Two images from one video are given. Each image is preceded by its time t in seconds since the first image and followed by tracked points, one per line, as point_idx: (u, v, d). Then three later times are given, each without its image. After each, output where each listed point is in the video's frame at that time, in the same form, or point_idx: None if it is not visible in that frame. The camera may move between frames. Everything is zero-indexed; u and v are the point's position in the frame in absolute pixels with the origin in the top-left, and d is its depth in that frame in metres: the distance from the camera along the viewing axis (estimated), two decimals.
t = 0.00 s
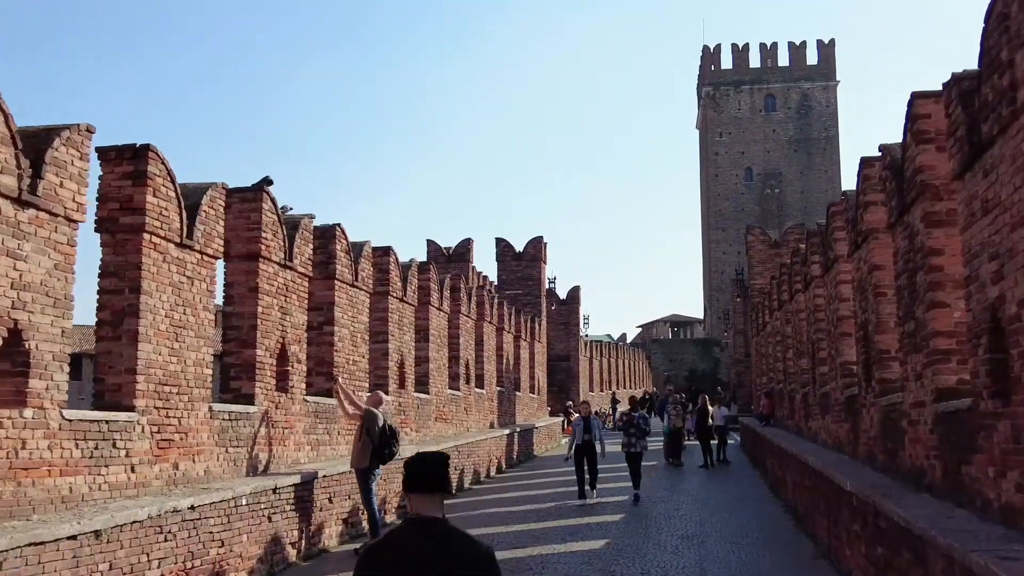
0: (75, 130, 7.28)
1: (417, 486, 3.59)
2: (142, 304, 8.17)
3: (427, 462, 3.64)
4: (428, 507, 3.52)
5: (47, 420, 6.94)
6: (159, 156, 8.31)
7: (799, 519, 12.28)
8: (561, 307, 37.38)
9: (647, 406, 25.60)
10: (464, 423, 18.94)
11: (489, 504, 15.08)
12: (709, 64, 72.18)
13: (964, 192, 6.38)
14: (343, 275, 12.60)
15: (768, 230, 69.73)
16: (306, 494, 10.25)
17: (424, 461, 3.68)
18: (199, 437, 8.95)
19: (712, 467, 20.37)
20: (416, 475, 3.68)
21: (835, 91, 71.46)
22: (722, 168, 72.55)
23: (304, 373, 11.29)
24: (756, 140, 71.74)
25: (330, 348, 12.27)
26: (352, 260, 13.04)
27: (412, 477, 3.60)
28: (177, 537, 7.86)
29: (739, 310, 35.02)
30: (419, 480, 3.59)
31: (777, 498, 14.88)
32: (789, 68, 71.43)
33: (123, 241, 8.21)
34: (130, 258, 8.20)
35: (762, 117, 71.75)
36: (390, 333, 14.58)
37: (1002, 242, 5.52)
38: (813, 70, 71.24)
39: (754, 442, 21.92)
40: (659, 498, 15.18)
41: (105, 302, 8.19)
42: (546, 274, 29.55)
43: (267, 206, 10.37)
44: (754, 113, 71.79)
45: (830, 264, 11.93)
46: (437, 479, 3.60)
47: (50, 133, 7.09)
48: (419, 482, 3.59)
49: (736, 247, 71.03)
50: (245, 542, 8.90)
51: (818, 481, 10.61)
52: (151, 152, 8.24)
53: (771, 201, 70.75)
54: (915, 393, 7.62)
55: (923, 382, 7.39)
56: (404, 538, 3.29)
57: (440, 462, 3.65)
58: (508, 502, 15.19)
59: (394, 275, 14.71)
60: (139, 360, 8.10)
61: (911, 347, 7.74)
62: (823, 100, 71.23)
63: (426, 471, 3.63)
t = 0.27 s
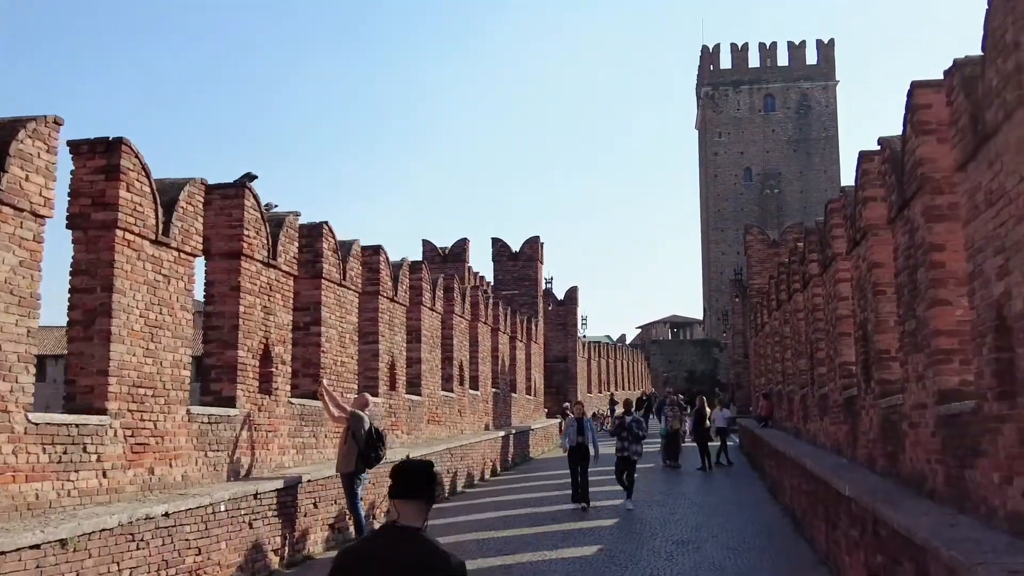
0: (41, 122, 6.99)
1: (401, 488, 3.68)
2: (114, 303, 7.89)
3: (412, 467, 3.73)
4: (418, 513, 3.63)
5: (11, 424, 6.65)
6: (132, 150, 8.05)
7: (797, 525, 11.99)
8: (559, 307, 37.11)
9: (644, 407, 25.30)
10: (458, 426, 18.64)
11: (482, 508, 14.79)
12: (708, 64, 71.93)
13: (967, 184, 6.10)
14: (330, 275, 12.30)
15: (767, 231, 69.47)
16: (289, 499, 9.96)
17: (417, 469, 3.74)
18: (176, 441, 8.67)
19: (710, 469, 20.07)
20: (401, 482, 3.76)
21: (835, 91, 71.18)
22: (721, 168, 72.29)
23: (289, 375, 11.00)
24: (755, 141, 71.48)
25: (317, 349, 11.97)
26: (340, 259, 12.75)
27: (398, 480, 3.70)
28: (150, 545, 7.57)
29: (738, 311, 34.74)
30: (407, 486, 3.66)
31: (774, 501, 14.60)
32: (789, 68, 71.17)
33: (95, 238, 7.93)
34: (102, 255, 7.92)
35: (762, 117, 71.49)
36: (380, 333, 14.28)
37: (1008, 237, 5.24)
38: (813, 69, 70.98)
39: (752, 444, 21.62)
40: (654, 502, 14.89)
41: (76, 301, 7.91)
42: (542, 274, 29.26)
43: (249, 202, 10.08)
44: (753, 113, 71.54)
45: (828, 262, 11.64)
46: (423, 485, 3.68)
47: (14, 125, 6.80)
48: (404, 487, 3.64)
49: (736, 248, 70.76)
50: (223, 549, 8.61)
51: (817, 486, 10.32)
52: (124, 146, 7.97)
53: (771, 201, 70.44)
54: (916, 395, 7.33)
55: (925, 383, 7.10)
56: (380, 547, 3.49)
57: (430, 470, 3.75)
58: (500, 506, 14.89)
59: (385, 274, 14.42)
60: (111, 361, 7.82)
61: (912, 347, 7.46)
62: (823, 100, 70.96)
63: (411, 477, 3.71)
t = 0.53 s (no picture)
0: (9, 110, 6.73)
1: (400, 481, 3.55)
2: (88, 299, 7.63)
3: (411, 462, 3.59)
4: (413, 512, 3.51)
5: None
6: (107, 141, 7.79)
7: (796, 527, 11.72)
8: (557, 307, 36.84)
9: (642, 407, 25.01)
10: (452, 426, 18.36)
11: (475, 510, 14.51)
12: (708, 63, 71.68)
13: (972, 173, 5.84)
14: (319, 271, 12.02)
15: (767, 230, 69.22)
16: (273, 501, 9.69)
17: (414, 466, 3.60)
18: (155, 441, 8.40)
19: (708, 470, 19.79)
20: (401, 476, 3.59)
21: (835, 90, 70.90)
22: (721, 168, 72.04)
23: (275, 374, 10.73)
24: (755, 140, 71.24)
25: (305, 347, 11.69)
26: (329, 256, 12.48)
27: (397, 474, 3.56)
28: (124, 548, 7.30)
29: (737, 310, 34.47)
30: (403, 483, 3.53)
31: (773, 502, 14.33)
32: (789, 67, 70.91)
33: (68, 232, 7.67)
34: (75, 249, 7.65)
35: (762, 117, 71.22)
36: (372, 332, 14.00)
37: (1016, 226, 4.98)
38: (813, 68, 70.72)
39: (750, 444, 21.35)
40: (650, 503, 14.62)
41: (49, 297, 7.64)
42: (540, 273, 28.98)
43: (232, 196, 9.81)
44: (753, 113, 71.29)
45: (828, 258, 11.37)
46: (420, 484, 3.56)
47: None
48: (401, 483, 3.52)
49: (735, 247, 70.48)
50: (203, 553, 8.34)
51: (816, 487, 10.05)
52: (99, 137, 7.71)
53: (771, 201, 70.15)
54: (918, 393, 7.06)
55: (927, 381, 6.83)
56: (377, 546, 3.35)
57: (429, 465, 3.61)
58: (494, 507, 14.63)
59: (376, 272, 14.14)
60: (84, 358, 7.56)
61: (914, 344, 7.18)
62: (823, 99, 70.68)
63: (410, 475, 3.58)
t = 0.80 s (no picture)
0: None
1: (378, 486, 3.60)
2: (60, 296, 7.33)
3: (385, 465, 3.66)
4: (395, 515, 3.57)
5: None
6: (80, 132, 7.50)
7: (796, 532, 11.43)
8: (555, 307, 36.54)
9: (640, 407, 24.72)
10: (447, 427, 18.06)
11: (468, 514, 14.21)
12: (708, 63, 71.37)
13: (981, 163, 5.54)
14: (308, 270, 11.71)
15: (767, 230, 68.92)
16: (256, 506, 9.39)
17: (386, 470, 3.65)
18: (131, 444, 8.11)
19: (707, 472, 19.48)
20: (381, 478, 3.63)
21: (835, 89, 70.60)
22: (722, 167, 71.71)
23: (261, 375, 10.43)
24: (755, 140, 70.93)
25: (292, 347, 11.38)
26: (319, 254, 12.16)
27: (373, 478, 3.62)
28: (96, 556, 7.01)
29: (737, 310, 34.18)
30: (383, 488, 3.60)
31: (773, 506, 14.02)
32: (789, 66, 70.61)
33: (39, 227, 7.38)
34: (47, 245, 7.36)
35: (762, 116, 70.92)
36: (363, 331, 13.69)
37: None
38: (813, 68, 70.42)
39: (750, 446, 21.05)
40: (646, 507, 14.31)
41: (19, 294, 7.35)
42: (538, 272, 28.68)
43: (214, 191, 9.51)
44: (754, 112, 70.99)
45: (830, 256, 11.07)
46: (397, 487, 3.61)
47: None
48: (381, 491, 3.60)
49: (735, 247, 70.19)
50: (181, 560, 8.05)
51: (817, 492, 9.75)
52: (71, 128, 7.42)
53: (771, 201, 69.84)
54: (923, 395, 6.77)
55: (933, 382, 6.53)
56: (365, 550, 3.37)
57: (405, 463, 3.67)
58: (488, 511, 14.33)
59: (368, 270, 13.83)
60: (55, 359, 7.26)
61: (920, 344, 6.89)
62: (823, 98, 70.37)
63: (387, 473, 3.65)
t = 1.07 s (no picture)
0: None
1: (358, 482, 3.83)
2: (27, 294, 7.06)
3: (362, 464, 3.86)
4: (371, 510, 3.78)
5: None
6: (50, 124, 7.23)
7: (794, 537, 11.15)
8: (553, 306, 36.26)
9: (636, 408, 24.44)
10: (440, 428, 17.77)
11: (459, 517, 13.93)
12: (707, 61, 71.09)
13: (987, 154, 5.27)
14: (295, 268, 11.42)
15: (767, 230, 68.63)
16: (237, 510, 9.11)
17: (364, 466, 3.86)
18: (105, 447, 7.83)
19: (704, 474, 19.20)
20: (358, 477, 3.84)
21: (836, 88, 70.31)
22: (721, 167, 71.41)
23: (245, 375, 10.16)
24: (755, 139, 70.65)
25: (278, 347, 11.08)
26: (306, 251, 11.87)
27: (353, 474, 3.84)
28: (63, 564, 6.73)
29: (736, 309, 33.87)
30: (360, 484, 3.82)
31: (771, 510, 13.74)
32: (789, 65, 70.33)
33: (7, 222, 7.11)
34: (14, 240, 7.08)
35: (762, 115, 70.64)
36: (352, 331, 13.40)
37: None
38: (813, 67, 70.14)
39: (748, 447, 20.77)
40: (640, 510, 14.04)
41: None
42: (534, 271, 28.39)
43: (194, 186, 9.23)
44: (753, 111, 70.70)
45: (829, 254, 10.78)
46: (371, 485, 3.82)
47: None
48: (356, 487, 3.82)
49: (735, 247, 69.93)
50: (156, 567, 7.77)
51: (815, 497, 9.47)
52: (40, 119, 7.15)
53: (771, 200, 69.53)
54: (925, 397, 6.49)
55: (936, 383, 6.25)
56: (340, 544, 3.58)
57: (384, 461, 3.90)
58: (480, 515, 14.05)
59: (357, 268, 13.54)
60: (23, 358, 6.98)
61: (921, 344, 6.61)
62: (824, 97, 70.07)
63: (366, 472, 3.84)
